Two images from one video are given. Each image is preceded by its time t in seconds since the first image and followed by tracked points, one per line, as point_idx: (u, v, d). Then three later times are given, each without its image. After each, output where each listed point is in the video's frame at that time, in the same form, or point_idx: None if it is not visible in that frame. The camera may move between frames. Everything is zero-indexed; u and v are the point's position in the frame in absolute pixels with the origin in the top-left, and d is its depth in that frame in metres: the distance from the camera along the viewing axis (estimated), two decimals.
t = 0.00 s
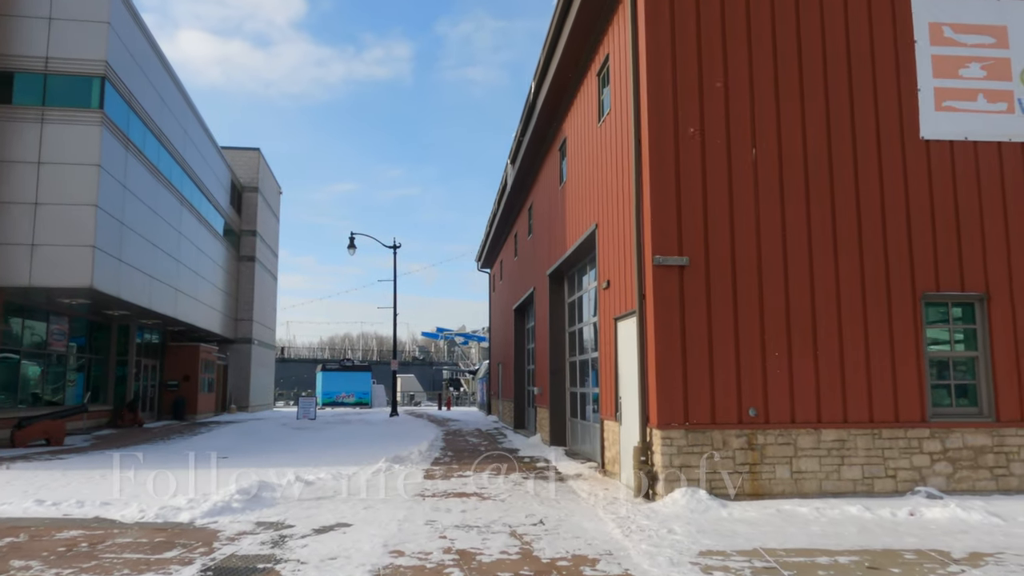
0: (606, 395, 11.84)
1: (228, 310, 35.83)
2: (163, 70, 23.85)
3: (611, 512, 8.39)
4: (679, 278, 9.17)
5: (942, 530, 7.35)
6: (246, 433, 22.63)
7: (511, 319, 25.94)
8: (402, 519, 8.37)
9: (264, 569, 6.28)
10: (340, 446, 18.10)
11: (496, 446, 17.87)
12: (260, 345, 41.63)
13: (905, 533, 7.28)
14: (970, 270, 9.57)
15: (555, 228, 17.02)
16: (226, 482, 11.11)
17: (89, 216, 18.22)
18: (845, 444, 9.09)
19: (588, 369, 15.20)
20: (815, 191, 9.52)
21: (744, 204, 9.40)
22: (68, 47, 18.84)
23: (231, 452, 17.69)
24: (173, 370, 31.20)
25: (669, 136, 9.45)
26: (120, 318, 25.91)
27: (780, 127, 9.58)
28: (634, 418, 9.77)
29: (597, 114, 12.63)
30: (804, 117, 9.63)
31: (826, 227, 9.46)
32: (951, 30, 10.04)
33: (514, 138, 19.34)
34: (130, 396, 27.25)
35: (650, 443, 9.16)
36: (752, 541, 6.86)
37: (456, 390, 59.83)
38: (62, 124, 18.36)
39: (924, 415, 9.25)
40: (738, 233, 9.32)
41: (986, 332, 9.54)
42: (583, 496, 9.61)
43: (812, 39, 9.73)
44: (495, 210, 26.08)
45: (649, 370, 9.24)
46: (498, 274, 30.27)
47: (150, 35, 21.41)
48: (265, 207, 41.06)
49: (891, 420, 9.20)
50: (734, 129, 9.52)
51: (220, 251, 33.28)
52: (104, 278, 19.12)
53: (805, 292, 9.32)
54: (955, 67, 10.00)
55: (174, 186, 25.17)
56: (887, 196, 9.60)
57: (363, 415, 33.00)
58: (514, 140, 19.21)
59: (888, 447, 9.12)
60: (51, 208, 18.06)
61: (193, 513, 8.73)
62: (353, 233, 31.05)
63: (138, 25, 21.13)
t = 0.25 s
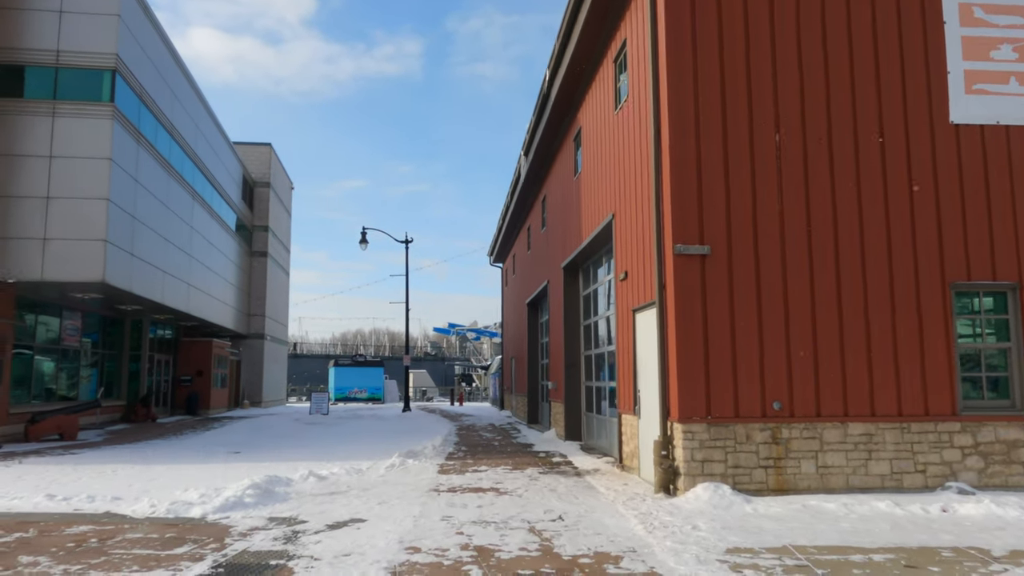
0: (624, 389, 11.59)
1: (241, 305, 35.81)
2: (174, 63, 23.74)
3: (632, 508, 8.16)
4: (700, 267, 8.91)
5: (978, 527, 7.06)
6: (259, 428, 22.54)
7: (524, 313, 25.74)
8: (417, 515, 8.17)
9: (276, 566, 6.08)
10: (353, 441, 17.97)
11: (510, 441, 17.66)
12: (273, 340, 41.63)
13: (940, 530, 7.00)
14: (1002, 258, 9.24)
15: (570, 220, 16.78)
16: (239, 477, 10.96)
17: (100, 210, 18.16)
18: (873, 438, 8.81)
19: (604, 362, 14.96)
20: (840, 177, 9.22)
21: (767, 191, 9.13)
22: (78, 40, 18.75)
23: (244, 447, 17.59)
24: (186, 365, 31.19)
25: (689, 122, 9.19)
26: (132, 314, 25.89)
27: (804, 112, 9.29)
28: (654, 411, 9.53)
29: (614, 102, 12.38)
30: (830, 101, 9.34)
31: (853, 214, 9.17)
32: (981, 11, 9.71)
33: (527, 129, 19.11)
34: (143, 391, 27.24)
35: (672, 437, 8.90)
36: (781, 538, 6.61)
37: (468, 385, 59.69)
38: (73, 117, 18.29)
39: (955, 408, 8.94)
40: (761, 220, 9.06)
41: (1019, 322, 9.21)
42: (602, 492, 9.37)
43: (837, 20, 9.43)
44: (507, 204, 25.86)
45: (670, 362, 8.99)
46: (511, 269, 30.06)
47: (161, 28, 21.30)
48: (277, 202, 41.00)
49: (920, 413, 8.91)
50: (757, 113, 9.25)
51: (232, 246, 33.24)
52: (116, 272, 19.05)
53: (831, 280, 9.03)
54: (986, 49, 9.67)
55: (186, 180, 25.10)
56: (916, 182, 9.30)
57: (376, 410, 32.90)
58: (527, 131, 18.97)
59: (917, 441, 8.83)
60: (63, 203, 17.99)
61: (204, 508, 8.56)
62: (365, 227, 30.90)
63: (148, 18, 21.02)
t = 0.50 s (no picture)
0: (652, 387, 11.29)
1: (264, 303, 35.91)
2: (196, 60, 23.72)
3: (664, 511, 7.88)
4: (734, 262, 8.61)
5: None
6: (282, 426, 22.52)
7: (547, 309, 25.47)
8: (442, 517, 7.96)
9: (298, 572, 5.90)
10: (377, 439, 17.83)
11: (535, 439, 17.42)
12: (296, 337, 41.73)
13: (992, 537, 6.65)
14: None
15: (594, 215, 16.48)
16: (261, 476, 10.83)
17: (124, 207, 18.20)
18: (915, 439, 8.45)
19: (630, 359, 14.66)
20: (880, 167, 8.86)
21: (803, 181, 8.79)
22: (101, 39, 18.76)
23: (267, 444, 17.53)
24: (210, 362, 31.31)
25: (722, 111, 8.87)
26: (156, 311, 25.99)
27: (842, 99, 8.94)
28: (685, 410, 9.24)
29: (641, 93, 12.08)
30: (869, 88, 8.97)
31: (894, 205, 8.81)
32: None
33: (550, 123, 18.83)
34: (168, 389, 27.36)
35: (704, 437, 8.60)
36: (823, 546, 6.30)
37: (490, 381, 59.54)
38: (96, 115, 18.33)
39: (1002, 407, 8.54)
40: (797, 213, 8.72)
41: None
42: (631, 494, 9.09)
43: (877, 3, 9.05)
44: (529, 199, 25.59)
45: (702, 360, 8.70)
46: (533, 265, 29.80)
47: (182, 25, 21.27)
48: (299, 199, 41.06)
49: (965, 413, 8.53)
50: (792, 101, 8.91)
51: (255, 244, 33.32)
52: (139, 269, 19.07)
53: (871, 275, 8.68)
54: None
55: (208, 178, 25.13)
56: (960, 171, 8.90)
57: (399, 408, 32.81)
58: (550, 125, 18.69)
59: (962, 442, 8.45)
60: (87, 201, 18.04)
61: (226, 509, 8.42)
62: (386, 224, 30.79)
63: (169, 15, 20.99)
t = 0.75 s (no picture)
0: (681, 389, 11.01)
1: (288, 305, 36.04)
2: (221, 64, 23.84)
3: (696, 517, 7.62)
4: (767, 259, 8.33)
5: None
6: (307, 428, 22.50)
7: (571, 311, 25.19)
8: (467, 522, 7.76)
9: None
10: (401, 441, 17.70)
11: (560, 442, 17.17)
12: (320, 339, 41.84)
13: None
14: None
15: (620, 214, 16.21)
16: (285, 479, 10.71)
17: (150, 210, 18.30)
18: (959, 443, 8.10)
19: (658, 361, 14.38)
20: (920, 160, 8.53)
21: (838, 176, 8.49)
22: (126, 43, 18.90)
23: (291, 447, 17.47)
24: (236, 365, 31.46)
25: (754, 104, 8.59)
26: (183, 314, 26.14)
27: (879, 90, 8.62)
28: (717, 413, 8.97)
29: (668, 88, 11.82)
30: (907, 78, 8.64)
31: (934, 200, 8.47)
32: None
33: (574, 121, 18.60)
34: (194, 391, 27.51)
35: (737, 441, 8.32)
36: (866, 555, 6.01)
37: (514, 383, 59.30)
38: (122, 119, 18.43)
39: None
40: (832, 208, 8.42)
41: None
42: (661, 498, 8.82)
43: None
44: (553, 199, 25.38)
45: (734, 360, 8.42)
46: (558, 266, 29.54)
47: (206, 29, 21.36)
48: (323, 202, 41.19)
49: (1012, 416, 8.16)
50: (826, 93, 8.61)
51: (279, 247, 33.45)
52: (165, 272, 19.15)
53: (911, 272, 8.35)
54: None
55: (233, 181, 25.23)
56: (1004, 164, 8.54)
57: (423, 410, 32.70)
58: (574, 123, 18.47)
59: (1009, 446, 8.09)
60: (113, 204, 18.15)
61: (248, 513, 8.30)
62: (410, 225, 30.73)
63: (194, 19, 21.09)
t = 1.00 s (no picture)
0: (697, 393, 10.72)
1: (299, 310, 35.97)
2: (231, 68, 23.79)
3: (715, 525, 7.33)
4: (786, 258, 8.05)
5: None
6: (316, 432, 22.35)
7: (583, 314, 24.95)
8: (477, 530, 7.52)
9: None
10: (411, 446, 17.49)
11: (573, 447, 16.91)
12: (331, 344, 41.77)
13: None
14: None
15: (633, 215, 15.96)
16: (292, 485, 10.50)
17: (159, 214, 18.23)
18: (989, 449, 7.79)
19: (672, 365, 14.09)
20: (945, 156, 8.24)
21: (860, 172, 8.21)
22: (136, 46, 18.86)
23: (301, 452, 17.30)
24: (246, 369, 31.37)
25: (772, 97, 8.32)
26: (193, 318, 26.10)
27: (902, 84, 8.34)
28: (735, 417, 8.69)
29: (683, 85, 11.57)
30: (931, 71, 8.36)
31: (960, 197, 8.18)
32: None
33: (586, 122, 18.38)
34: (204, 395, 27.41)
35: (756, 446, 8.04)
36: (896, 567, 5.71)
37: (525, 389, 59.03)
38: (131, 122, 18.38)
39: None
40: (854, 205, 8.14)
41: None
42: (678, 506, 8.54)
43: None
44: (565, 202, 25.15)
45: (753, 362, 8.13)
46: (569, 270, 29.30)
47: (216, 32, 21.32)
48: (334, 206, 41.14)
49: None
50: (848, 86, 8.33)
51: (290, 251, 33.39)
52: (174, 276, 19.06)
53: (937, 271, 8.05)
54: None
55: (243, 185, 25.17)
56: None
57: (434, 415, 32.50)
58: (586, 125, 18.25)
59: None
60: (123, 208, 18.08)
61: (253, 520, 8.09)
62: (420, 229, 30.56)
63: (203, 22, 21.03)
